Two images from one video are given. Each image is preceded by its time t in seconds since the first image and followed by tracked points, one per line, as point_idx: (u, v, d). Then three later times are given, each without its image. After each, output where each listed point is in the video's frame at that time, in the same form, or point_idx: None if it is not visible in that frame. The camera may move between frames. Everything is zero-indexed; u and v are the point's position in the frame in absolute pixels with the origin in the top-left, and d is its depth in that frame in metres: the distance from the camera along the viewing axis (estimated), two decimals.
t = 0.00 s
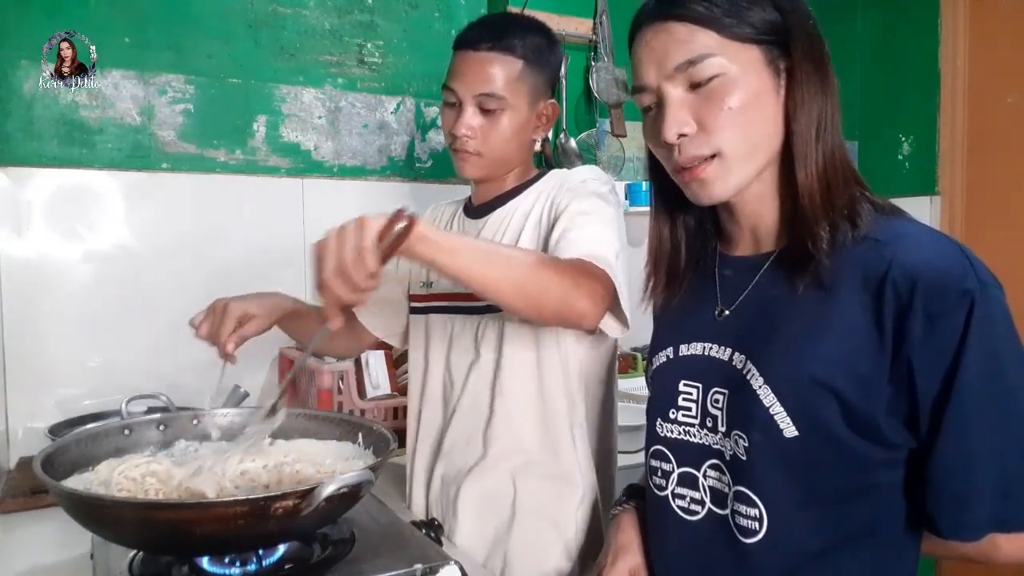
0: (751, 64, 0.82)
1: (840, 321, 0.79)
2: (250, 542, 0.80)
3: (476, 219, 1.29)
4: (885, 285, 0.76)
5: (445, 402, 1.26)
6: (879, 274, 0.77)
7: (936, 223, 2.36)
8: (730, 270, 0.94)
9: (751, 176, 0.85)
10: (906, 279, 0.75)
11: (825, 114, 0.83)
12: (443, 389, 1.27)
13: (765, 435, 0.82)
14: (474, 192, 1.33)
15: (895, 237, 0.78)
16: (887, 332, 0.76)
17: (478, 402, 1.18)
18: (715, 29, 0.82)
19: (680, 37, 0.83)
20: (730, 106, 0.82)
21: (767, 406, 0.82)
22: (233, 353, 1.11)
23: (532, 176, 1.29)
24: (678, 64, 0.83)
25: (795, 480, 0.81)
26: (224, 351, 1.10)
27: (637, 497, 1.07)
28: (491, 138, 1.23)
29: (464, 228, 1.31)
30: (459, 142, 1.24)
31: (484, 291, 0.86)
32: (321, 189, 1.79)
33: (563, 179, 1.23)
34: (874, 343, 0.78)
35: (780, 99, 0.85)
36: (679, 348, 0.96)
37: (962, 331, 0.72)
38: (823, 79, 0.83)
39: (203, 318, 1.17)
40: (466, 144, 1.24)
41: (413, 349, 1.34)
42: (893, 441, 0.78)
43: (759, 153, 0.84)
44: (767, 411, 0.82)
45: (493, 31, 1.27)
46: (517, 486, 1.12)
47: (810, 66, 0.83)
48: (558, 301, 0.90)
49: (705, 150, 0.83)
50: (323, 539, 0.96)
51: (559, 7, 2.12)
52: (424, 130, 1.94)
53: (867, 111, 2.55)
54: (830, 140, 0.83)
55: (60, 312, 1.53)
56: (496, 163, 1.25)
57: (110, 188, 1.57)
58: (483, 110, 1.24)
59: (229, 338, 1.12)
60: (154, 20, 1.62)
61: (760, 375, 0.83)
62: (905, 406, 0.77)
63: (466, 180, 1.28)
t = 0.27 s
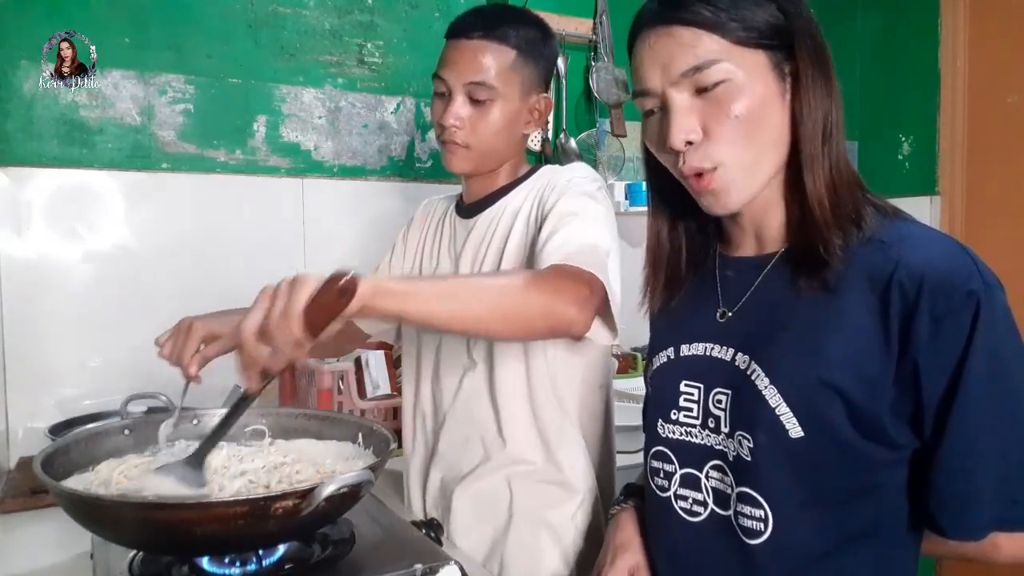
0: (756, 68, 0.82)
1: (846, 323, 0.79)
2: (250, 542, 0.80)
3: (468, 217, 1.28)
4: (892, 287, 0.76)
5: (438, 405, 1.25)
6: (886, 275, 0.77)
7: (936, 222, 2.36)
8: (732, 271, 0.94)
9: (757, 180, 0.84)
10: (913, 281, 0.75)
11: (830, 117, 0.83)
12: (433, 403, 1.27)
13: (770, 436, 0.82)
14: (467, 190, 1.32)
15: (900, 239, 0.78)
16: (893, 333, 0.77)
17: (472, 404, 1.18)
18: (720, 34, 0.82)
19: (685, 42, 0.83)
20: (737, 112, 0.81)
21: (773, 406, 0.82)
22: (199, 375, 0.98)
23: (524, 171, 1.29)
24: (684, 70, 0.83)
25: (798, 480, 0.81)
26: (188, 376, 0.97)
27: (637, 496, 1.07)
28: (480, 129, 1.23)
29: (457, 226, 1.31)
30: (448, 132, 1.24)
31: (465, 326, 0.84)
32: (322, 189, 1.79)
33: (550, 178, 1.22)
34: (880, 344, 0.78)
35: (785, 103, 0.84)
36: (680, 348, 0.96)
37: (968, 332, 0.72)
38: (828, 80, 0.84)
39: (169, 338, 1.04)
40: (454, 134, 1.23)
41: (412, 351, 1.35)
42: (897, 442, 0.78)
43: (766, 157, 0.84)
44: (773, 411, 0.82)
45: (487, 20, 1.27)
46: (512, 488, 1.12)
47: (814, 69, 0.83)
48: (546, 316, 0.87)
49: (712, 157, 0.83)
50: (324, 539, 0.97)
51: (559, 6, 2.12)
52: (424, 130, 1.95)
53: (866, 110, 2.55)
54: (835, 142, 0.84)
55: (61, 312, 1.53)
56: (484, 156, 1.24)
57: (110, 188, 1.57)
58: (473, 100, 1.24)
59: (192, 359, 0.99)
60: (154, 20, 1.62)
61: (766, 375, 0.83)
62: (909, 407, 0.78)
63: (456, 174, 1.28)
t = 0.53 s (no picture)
0: (765, 57, 0.83)
1: (843, 319, 0.79)
2: (249, 542, 0.80)
3: (466, 212, 1.28)
4: (890, 284, 0.77)
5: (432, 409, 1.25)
6: (883, 272, 0.78)
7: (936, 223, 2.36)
8: (727, 271, 0.93)
9: (760, 168, 0.85)
10: (910, 278, 0.75)
11: (833, 113, 0.84)
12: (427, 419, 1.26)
13: (770, 438, 0.82)
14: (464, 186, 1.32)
15: (897, 237, 0.79)
16: (890, 331, 0.77)
17: (465, 407, 1.18)
18: (733, 20, 0.82)
19: (697, 26, 0.82)
20: (745, 98, 0.82)
21: (773, 409, 0.82)
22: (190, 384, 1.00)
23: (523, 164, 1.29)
24: (695, 54, 0.83)
25: (800, 480, 0.81)
26: (179, 384, 0.98)
27: (636, 497, 1.07)
28: (475, 124, 1.23)
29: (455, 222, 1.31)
30: (443, 126, 1.24)
31: (434, 358, 0.81)
32: (321, 189, 1.79)
33: (541, 175, 1.20)
34: (877, 341, 0.78)
35: (791, 95, 0.85)
36: (677, 350, 0.96)
37: (966, 332, 0.73)
38: (835, 76, 0.84)
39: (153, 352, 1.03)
40: (450, 128, 1.24)
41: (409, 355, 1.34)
42: (897, 441, 0.79)
43: (771, 147, 0.85)
44: (773, 414, 0.82)
45: (482, 11, 1.26)
46: (509, 490, 1.12)
47: (822, 63, 0.83)
48: (525, 333, 0.85)
49: (718, 141, 0.83)
50: (324, 539, 0.97)
51: (559, 6, 2.12)
52: (424, 130, 1.94)
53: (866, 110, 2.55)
54: (837, 139, 0.84)
55: (61, 312, 1.54)
56: (479, 152, 1.25)
57: (110, 188, 1.57)
58: (469, 94, 1.25)
59: (182, 369, 0.99)
60: (154, 20, 1.62)
61: (764, 378, 0.83)
62: (908, 407, 0.78)
63: (452, 170, 1.28)
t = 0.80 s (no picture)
0: (771, 60, 0.83)
1: (848, 320, 0.79)
2: (249, 542, 0.80)
3: (473, 212, 1.28)
4: (895, 283, 0.76)
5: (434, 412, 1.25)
6: (888, 271, 0.78)
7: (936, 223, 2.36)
8: (731, 271, 0.93)
9: (766, 172, 0.85)
10: (916, 278, 0.75)
11: (838, 114, 0.84)
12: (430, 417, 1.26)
13: (772, 437, 0.82)
14: (474, 185, 1.32)
15: (902, 237, 0.79)
16: (895, 331, 0.77)
17: (465, 406, 1.18)
18: (739, 24, 0.82)
19: (702, 29, 0.82)
20: (752, 102, 0.82)
21: (776, 407, 0.82)
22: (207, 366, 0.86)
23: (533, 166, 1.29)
24: (700, 58, 0.83)
25: (801, 480, 0.81)
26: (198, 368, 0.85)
27: (637, 497, 1.07)
28: (486, 126, 1.23)
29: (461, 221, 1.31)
30: (453, 128, 1.24)
31: (443, 344, 0.84)
32: (321, 189, 1.79)
33: (548, 176, 1.20)
34: (881, 342, 0.78)
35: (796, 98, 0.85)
36: (680, 348, 0.96)
37: (971, 331, 0.73)
38: (840, 78, 0.85)
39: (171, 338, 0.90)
40: (461, 131, 1.24)
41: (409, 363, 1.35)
42: (900, 442, 0.79)
43: (776, 150, 0.84)
44: (776, 411, 0.82)
45: (492, 14, 1.27)
46: (506, 491, 1.12)
47: (827, 65, 0.84)
48: (533, 330, 0.88)
49: (725, 144, 0.83)
50: (324, 539, 0.96)
51: (559, 7, 2.12)
52: (423, 130, 1.94)
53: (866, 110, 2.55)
54: (842, 140, 0.84)
55: (61, 312, 1.53)
56: (491, 153, 1.25)
57: (109, 188, 1.57)
58: (478, 96, 1.24)
59: (198, 352, 0.85)
60: (154, 20, 1.62)
61: (768, 376, 0.83)
62: (912, 408, 0.78)
63: (462, 171, 1.28)
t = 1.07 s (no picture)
0: (773, 65, 0.83)
1: (858, 320, 0.79)
2: (249, 542, 0.80)
3: (481, 217, 1.29)
4: (907, 285, 0.77)
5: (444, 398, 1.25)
6: (901, 274, 0.78)
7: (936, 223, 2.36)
8: (740, 271, 0.93)
9: (769, 177, 0.85)
10: (928, 280, 0.75)
11: (845, 118, 0.84)
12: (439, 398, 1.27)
13: (782, 436, 0.82)
14: (484, 190, 1.32)
15: (915, 240, 0.79)
16: (907, 333, 0.77)
17: (473, 406, 1.19)
18: (739, 29, 0.82)
19: (702, 35, 0.83)
20: (753, 107, 0.82)
21: (786, 406, 0.82)
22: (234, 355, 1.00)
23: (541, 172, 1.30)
24: (700, 64, 0.83)
25: (806, 481, 0.81)
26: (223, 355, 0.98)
27: (639, 497, 1.06)
28: (494, 135, 1.24)
29: (470, 225, 1.31)
30: (462, 139, 1.25)
31: (461, 323, 0.89)
32: (322, 189, 1.79)
33: (563, 181, 1.21)
34: (893, 344, 0.78)
35: (801, 102, 0.85)
36: (687, 348, 0.95)
37: (982, 334, 0.73)
38: (845, 82, 0.84)
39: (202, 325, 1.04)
40: (470, 140, 1.24)
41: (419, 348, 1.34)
42: (909, 443, 0.79)
43: (779, 154, 0.84)
44: (786, 410, 0.82)
45: (494, 25, 1.27)
46: (513, 488, 1.12)
47: (833, 69, 0.83)
48: (555, 323, 0.92)
49: (725, 149, 0.83)
50: (324, 539, 0.96)
51: (559, 7, 2.12)
52: (424, 130, 1.94)
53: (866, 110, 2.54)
54: (850, 144, 0.84)
55: (62, 312, 1.54)
56: (501, 160, 1.25)
57: (110, 188, 1.57)
58: (485, 106, 1.25)
59: (226, 341, 0.99)
60: (153, 20, 1.62)
61: (780, 375, 0.83)
62: (921, 411, 0.79)
63: (474, 178, 1.29)
